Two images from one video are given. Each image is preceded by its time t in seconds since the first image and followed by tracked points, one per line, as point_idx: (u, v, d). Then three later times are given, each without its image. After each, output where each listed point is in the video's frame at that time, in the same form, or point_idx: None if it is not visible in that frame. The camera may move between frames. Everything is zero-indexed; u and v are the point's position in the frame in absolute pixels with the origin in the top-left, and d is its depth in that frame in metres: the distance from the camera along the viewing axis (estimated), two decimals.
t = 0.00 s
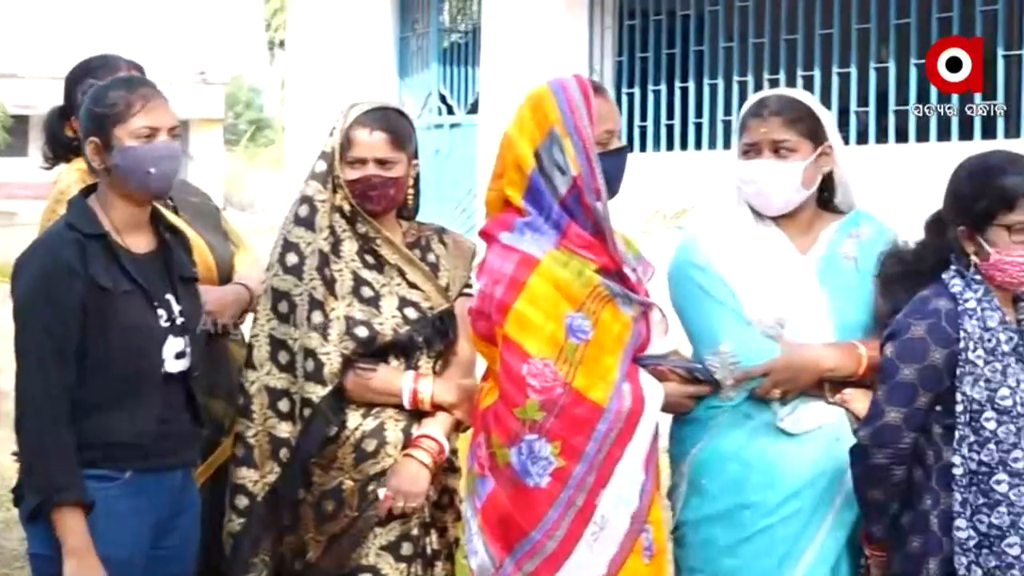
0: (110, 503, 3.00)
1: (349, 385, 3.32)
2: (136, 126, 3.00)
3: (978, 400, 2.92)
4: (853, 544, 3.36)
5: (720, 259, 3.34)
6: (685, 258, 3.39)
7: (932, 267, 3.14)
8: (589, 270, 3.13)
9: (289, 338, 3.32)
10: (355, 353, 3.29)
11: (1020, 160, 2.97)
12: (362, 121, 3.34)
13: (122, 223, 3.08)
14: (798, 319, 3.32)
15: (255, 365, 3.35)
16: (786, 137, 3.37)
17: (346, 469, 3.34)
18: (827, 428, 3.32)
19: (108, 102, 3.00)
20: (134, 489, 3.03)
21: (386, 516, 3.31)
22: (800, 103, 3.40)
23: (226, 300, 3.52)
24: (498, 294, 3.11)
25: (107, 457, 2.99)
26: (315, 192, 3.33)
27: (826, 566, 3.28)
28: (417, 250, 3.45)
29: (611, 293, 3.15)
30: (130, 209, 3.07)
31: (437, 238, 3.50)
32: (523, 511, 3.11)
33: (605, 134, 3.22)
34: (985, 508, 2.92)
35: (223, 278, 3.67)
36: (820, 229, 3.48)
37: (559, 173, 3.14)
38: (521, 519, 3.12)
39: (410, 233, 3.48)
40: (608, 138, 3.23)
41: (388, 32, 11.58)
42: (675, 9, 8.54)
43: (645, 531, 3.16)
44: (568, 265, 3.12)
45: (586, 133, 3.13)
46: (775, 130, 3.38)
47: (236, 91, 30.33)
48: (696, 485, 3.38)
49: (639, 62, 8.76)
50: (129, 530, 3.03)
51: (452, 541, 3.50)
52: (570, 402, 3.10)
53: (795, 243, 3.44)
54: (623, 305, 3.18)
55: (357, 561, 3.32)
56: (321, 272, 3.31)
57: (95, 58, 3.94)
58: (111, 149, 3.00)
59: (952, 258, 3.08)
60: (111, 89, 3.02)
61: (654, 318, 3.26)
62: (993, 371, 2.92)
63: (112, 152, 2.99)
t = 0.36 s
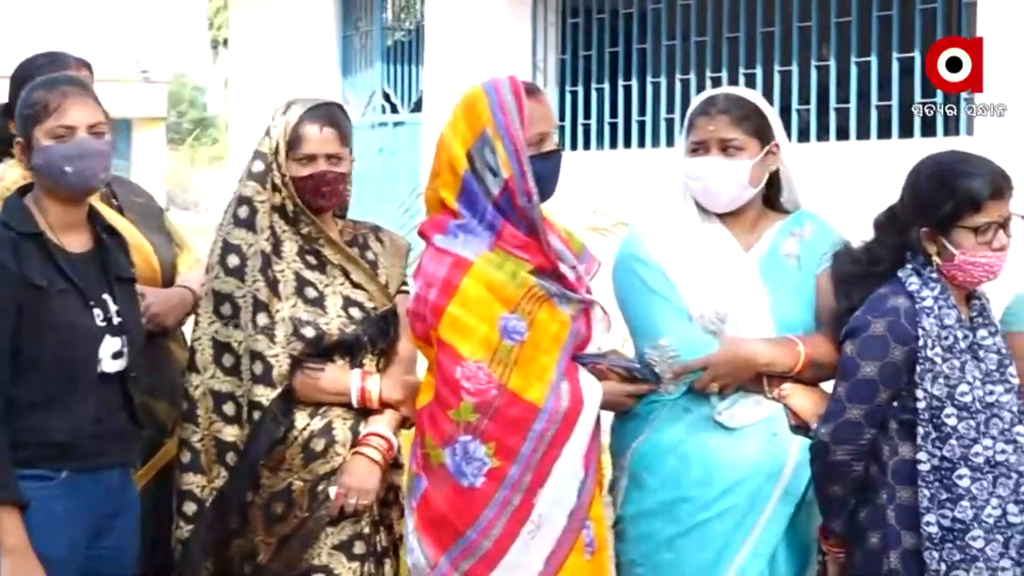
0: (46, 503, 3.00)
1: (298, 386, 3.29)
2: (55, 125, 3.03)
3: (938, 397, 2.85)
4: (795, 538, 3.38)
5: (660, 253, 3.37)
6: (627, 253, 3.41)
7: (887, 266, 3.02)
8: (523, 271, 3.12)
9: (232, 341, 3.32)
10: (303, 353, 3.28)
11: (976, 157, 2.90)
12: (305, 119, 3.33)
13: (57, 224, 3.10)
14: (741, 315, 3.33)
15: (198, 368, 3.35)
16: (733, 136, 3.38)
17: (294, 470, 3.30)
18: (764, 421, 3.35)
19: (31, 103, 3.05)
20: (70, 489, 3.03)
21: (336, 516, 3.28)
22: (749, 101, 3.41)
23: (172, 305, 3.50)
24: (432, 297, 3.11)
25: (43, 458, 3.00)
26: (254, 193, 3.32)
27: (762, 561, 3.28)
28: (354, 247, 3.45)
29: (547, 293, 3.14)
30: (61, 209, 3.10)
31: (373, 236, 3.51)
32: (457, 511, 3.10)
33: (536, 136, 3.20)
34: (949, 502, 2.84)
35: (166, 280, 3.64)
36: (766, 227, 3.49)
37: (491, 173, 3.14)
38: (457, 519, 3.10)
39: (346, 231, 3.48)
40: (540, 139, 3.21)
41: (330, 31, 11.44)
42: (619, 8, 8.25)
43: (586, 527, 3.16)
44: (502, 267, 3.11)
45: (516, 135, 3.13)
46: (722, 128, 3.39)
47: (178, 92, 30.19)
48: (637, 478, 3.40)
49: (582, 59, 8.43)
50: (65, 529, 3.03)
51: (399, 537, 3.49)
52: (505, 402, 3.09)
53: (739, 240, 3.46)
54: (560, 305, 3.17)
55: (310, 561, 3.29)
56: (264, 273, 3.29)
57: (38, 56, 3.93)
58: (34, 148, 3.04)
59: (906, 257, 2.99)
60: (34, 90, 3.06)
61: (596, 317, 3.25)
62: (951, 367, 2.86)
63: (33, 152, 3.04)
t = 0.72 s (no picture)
0: None
1: (279, 386, 3.22)
2: None
3: (890, 389, 2.84)
4: (755, 533, 3.40)
5: (619, 251, 3.35)
6: (587, 252, 3.38)
7: (845, 264, 3.02)
8: (476, 267, 3.12)
9: (207, 342, 3.19)
10: (281, 351, 3.22)
11: (935, 152, 2.92)
12: (273, 112, 3.27)
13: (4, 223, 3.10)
14: (706, 311, 3.33)
15: (168, 371, 3.22)
16: (696, 132, 3.39)
17: (266, 470, 3.21)
18: (728, 418, 3.35)
19: None
20: (23, 491, 3.01)
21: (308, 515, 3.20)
22: (705, 97, 3.43)
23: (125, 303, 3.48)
24: (385, 292, 3.10)
25: None
26: (219, 191, 3.22)
27: (725, 557, 3.30)
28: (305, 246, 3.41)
29: (500, 288, 3.14)
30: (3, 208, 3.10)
31: (318, 236, 3.47)
32: (411, 508, 3.10)
33: (488, 129, 3.19)
34: (898, 494, 2.84)
35: (119, 278, 3.62)
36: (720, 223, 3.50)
37: (444, 168, 3.15)
38: (412, 516, 3.10)
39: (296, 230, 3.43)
40: (492, 132, 3.20)
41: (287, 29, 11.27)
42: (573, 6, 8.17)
43: (545, 524, 3.15)
44: (455, 262, 3.12)
45: (467, 130, 3.15)
46: (684, 124, 3.39)
47: (134, 90, 30.00)
48: (599, 476, 3.39)
49: (539, 58, 8.40)
50: (18, 530, 3.01)
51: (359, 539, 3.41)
52: (458, 397, 3.08)
53: (696, 237, 3.46)
54: (514, 300, 3.16)
55: (281, 563, 3.19)
56: (237, 272, 3.21)
57: None
58: None
59: (863, 253, 2.99)
60: None
61: (553, 313, 3.25)
62: (903, 360, 2.84)
63: None
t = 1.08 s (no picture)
0: None
1: (241, 385, 3.23)
2: None
3: (855, 384, 2.85)
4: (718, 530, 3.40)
5: (582, 248, 3.34)
6: (551, 247, 3.37)
7: (801, 257, 3.02)
8: (432, 263, 3.10)
9: (166, 340, 3.13)
10: (243, 350, 3.21)
11: (891, 147, 2.94)
12: (223, 112, 3.26)
13: None
14: (669, 308, 3.34)
15: (123, 368, 3.14)
16: (661, 129, 3.39)
17: (221, 469, 3.19)
18: (689, 417, 3.35)
19: None
20: None
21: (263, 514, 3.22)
22: (667, 94, 3.44)
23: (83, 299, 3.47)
24: (340, 286, 3.11)
25: None
26: (179, 188, 3.18)
27: (692, 553, 3.32)
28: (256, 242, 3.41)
29: (457, 284, 3.12)
30: None
31: (264, 234, 3.48)
32: (367, 502, 3.10)
33: (452, 120, 3.20)
34: (862, 489, 2.85)
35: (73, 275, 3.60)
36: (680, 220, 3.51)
37: (409, 160, 3.13)
38: (368, 512, 3.11)
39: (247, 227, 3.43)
40: (455, 124, 3.21)
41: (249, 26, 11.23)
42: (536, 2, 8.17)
43: (505, 521, 3.15)
44: (410, 257, 3.09)
45: (432, 120, 3.13)
46: (650, 120, 3.39)
47: (96, 85, 29.98)
48: (564, 475, 3.40)
49: (503, 54, 8.39)
50: None
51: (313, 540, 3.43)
52: (411, 391, 3.08)
53: (658, 233, 3.46)
54: (472, 295, 3.15)
55: (235, 563, 3.21)
56: (198, 270, 3.19)
57: None
58: None
59: (822, 247, 2.99)
60: None
61: (514, 309, 3.23)
62: (868, 355, 2.86)
63: None
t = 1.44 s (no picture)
0: None
1: (183, 378, 3.19)
2: None
3: (807, 371, 2.86)
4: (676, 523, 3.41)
5: (542, 241, 3.31)
6: (508, 242, 3.33)
7: (749, 245, 3.02)
8: (382, 255, 3.10)
9: (109, 334, 3.13)
10: (185, 345, 3.19)
11: (839, 135, 2.93)
12: (171, 105, 3.22)
13: None
14: (628, 300, 3.33)
15: (65, 361, 3.13)
16: (625, 125, 3.36)
17: (165, 464, 3.17)
18: (652, 409, 3.35)
19: None
20: None
21: (207, 509, 3.19)
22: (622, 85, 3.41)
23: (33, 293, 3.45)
24: (289, 279, 3.11)
25: None
26: (122, 182, 3.17)
27: (652, 548, 3.33)
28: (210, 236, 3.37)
29: (408, 277, 3.12)
30: None
31: (221, 229, 3.43)
32: (310, 492, 3.08)
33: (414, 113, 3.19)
34: (814, 477, 2.86)
35: (23, 265, 3.60)
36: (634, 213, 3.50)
37: (373, 150, 3.11)
38: (310, 503, 3.09)
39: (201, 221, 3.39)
40: (416, 116, 3.20)
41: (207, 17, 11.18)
42: None
43: (458, 513, 3.14)
44: (360, 249, 3.10)
45: (398, 111, 3.12)
46: (615, 117, 3.36)
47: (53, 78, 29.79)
48: (525, 470, 3.37)
49: (462, 46, 8.36)
50: None
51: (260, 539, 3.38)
52: (359, 383, 3.07)
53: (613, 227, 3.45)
54: (423, 287, 3.14)
55: (178, 560, 3.17)
56: (141, 264, 3.17)
57: None
58: None
59: (769, 236, 3.00)
60: None
61: (466, 303, 3.23)
62: (819, 342, 2.87)
63: None
